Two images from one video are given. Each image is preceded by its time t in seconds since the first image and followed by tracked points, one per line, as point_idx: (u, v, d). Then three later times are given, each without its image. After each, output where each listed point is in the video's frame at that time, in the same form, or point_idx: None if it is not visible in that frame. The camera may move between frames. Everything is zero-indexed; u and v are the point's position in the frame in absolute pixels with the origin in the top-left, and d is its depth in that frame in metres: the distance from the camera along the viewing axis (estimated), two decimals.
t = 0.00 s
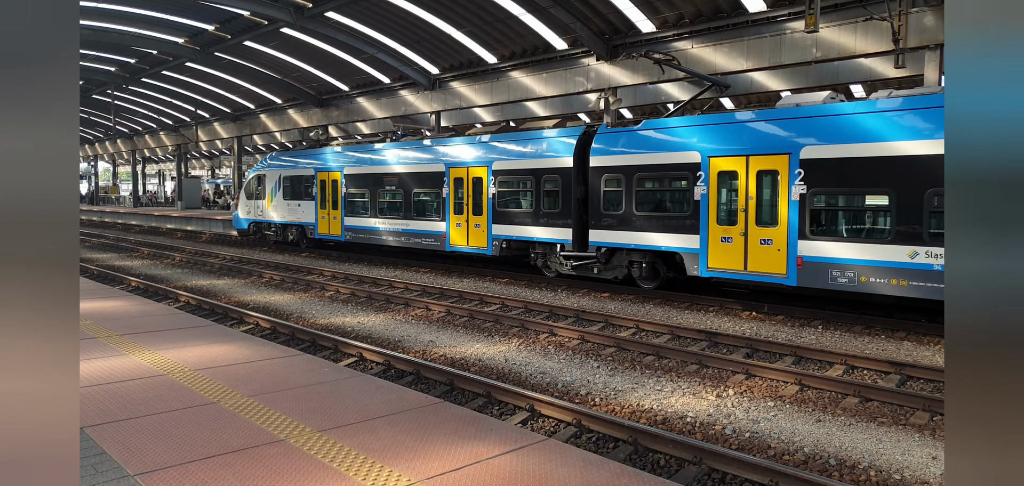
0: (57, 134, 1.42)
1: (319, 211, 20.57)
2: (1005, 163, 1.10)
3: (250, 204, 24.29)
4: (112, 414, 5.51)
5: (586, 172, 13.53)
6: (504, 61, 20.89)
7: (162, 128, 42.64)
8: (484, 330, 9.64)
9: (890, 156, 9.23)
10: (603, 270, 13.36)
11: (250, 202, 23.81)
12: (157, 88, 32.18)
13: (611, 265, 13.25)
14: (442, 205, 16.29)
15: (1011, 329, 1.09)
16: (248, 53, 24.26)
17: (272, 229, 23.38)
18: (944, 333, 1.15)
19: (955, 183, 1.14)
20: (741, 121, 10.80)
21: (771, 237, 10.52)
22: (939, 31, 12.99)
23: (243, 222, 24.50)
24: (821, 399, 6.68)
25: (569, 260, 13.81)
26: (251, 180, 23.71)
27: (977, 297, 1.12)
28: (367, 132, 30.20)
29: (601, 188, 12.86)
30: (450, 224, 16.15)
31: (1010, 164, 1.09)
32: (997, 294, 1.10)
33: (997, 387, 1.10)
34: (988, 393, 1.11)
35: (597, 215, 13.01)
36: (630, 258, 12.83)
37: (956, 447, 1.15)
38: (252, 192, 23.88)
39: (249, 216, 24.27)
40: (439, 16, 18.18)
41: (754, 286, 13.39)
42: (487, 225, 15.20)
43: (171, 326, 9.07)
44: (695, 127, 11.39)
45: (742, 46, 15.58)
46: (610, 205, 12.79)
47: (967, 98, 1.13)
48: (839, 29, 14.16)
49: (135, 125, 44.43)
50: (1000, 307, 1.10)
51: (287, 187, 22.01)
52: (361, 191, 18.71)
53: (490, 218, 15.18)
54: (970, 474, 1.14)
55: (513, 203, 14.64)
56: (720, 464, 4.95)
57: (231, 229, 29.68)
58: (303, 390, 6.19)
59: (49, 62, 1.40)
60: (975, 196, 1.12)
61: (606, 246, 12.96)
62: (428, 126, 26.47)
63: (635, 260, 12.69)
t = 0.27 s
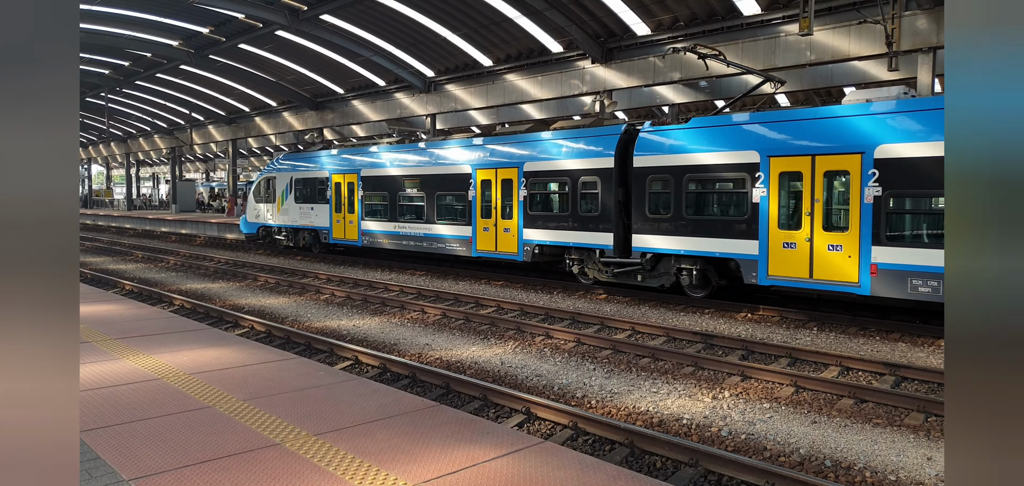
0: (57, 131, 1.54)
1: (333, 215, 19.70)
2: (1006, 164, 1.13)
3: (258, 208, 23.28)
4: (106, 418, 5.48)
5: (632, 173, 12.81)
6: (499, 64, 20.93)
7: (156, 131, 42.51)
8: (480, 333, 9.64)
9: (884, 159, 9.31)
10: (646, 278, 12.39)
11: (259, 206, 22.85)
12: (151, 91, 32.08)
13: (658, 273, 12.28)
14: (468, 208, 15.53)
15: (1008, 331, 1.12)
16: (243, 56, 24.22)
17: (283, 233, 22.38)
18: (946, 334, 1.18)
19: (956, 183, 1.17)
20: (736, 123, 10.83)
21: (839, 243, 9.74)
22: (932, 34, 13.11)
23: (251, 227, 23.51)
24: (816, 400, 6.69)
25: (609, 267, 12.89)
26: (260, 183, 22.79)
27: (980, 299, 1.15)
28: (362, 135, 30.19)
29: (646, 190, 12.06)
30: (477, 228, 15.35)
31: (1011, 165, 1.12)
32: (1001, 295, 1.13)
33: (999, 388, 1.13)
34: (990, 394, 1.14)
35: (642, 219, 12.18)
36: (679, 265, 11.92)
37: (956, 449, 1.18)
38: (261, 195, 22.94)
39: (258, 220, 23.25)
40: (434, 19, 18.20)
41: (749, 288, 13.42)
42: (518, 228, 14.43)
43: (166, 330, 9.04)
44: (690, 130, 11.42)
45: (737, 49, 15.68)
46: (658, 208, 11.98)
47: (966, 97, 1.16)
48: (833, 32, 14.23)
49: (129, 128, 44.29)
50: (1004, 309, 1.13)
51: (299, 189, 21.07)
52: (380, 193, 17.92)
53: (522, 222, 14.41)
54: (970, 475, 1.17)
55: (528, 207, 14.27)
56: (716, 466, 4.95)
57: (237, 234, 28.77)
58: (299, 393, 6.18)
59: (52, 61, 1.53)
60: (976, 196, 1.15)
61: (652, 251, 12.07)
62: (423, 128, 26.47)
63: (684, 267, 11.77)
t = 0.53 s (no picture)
0: (57, 134, 1.56)
1: (350, 215, 18.89)
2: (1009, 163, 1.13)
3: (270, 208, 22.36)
4: (101, 418, 5.47)
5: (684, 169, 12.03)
6: (495, 63, 20.91)
7: (150, 130, 42.36)
8: (476, 332, 9.64)
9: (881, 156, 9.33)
10: (698, 283, 11.73)
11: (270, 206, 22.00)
12: (146, 91, 31.96)
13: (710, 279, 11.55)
14: (497, 208, 14.76)
15: (1007, 330, 1.13)
16: (237, 55, 24.15)
17: (295, 234, 21.54)
18: (946, 331, 1.19)
19: (955, 184, 1.17)
20: (730, 122, 10.89)
21: (921, 245, 9.00)
22: (927, 32, 13.14)
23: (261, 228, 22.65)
24: (811, 398, 6.72)
25: (656, 270, 12.18)
26: (270, 183, 21.98)
27: (983, 297, 1.15)
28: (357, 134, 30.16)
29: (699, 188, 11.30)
30: (507, 229, 14.58)
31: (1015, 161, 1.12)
32: (1002, 294, 1.14)
33: (1000, 386, 1.14)
34: (987, 392, 1.15)
35: (694, 219, 11.45)
36: (735, 269, 11.17)
37: (956, 448, 1.18)
38: (271, 196, 22.10)
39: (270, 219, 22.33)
40: (429, 18, 18.17)
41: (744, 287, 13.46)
42: (552, 230, 13.63)
43: (161, 330, 9.02)
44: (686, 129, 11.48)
45: (732, 49, 15.73)
46: (713, 208, 11.18)
47: (961, 94, 1.16)
48: (828, 31, 14.30)
49: (123, 127, 44.13)
50: (1007, 310, 1.13)
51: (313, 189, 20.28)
52: (401, 194, 17.16)
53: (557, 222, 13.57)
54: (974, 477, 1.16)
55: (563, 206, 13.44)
56: (711, 464, 4.96)
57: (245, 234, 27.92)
58: (295, 393, 6.17)
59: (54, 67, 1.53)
60: (978, 195, 1.15)
61: (706, 254, 11.35)
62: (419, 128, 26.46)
63: (740, 272, 11.05)
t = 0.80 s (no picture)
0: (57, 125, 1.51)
1: (366, 210, 18.05)
2: (1006, 165, 1.13)
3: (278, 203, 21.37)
4: (93, 413, 5.44)
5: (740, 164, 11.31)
6: (490, 58, 20.87)
7: (142, 124, 42.09)
8: (470, 327, 9.65)
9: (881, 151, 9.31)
10: (754, 285, 10.95)
11: (280, 202, 20.99)
12: (138, 84, 31.75)
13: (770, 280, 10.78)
14: (529, 204, 14.02)
15: (1007, 331, 1.14)
16: (230, 48, 24.00)
17: (307, 230, 20.55)
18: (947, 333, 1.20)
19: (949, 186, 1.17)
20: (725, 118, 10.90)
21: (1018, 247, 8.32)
22: (921, 30, 13.18)
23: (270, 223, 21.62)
24: (803, 393, 6.76)
25: (707, 271, 11.40)
26: (280, 177, 21.02)
27: (979, 299, 1.16)
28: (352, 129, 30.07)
29: (759, 184, 10.55)
30: (540, 226, 13.85)
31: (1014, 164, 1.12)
32: (999, 297, 1.15)
33: (999, 386, 1.16)
34: (986, 392, 1.16)
35: (752, 216, 10.72)
36: (797, 270, 10.45)
37: (955, 445, 1.20)
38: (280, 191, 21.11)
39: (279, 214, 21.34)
40: (424, 12, 18.08)
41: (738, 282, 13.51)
42: (591, 228, 12.92)
43: (153, 325, 8.98)
44: (681, 124, 11.49)
45: (727, 44, 15.73)
46: (771, 205, 10.46)
47: (962, 98, 1.17)
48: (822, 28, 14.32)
49: (114, 121, 43.84)
50: (1004, 313, 1.14)
51: (326, 184, 19.33)
52: (423, 188, 16.31)
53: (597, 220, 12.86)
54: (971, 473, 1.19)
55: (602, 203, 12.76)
56: (704, 458, 5.00)
57: (253, 230, 26.85)
58: (288, 387, 6.17)
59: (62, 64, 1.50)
60: (974, 197, 1.15)
61: (764, 254, 10.58)
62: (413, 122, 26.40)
63: (804, 274, 10.33)
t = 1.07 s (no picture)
0: (59, 118, 1.47)
1: (382, 209, 17.13)
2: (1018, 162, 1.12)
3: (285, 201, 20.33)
4: (81, 414, 5.39)
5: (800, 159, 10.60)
6: (482, 54, 20.82)
7: (130, 121, 41.71)
8: (463, 324, 9.63)
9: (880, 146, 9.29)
10: (816, 287, 10.27)
11: (289, 200, 19.91)
12: (126, 80, 31.45)
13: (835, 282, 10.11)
14: (564, 201, 13.22)
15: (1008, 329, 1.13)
16: (220, 44, 23.80)
17: (318, 230, 19.52)
18: (948, 329, 1.20)
19: (964, 184, 1.16)
20: (717, 114, 10.95)
21: None
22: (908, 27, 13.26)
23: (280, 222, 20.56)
24: (794, 387, 6.80)
25: (764, 272, 10.68)
26: (288, 174, 20.02)
27: (986, 299, 1.15)
28: (342, 125, 29.95)
29: (823, 179, 9.85)
30: (575, 224, 13.05)
31: None
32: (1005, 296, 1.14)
33: (999, 385, 1.15)
34: (990, 392, 1.16)
35: (814, 213, 10.03)
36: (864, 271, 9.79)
37: (957, 442, 1.21)
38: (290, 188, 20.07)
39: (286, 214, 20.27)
40: (415, 8, 17.98)
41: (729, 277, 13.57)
42: (633, 226, 12.09)
43: (142, 324, 8.90)
44: (673, 120, 11.51)
45: (718, 41, 15.75)
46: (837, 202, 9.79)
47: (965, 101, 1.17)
48: (812, 24, 14.35)
49: (102, 118, 43.44)
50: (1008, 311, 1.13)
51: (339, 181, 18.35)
52: (446, 185, 15.46)
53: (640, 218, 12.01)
54: (972, 468, 1.20)
55: (644, 200, 11.95)
56: (698, 453, 5.01)
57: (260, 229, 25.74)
58: (279, 386, 6.13)
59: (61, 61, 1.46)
60: (986, 194, 1.14)
61: (827, 254, 9.93)
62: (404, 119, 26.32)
63: (875, 275, 9.65)
